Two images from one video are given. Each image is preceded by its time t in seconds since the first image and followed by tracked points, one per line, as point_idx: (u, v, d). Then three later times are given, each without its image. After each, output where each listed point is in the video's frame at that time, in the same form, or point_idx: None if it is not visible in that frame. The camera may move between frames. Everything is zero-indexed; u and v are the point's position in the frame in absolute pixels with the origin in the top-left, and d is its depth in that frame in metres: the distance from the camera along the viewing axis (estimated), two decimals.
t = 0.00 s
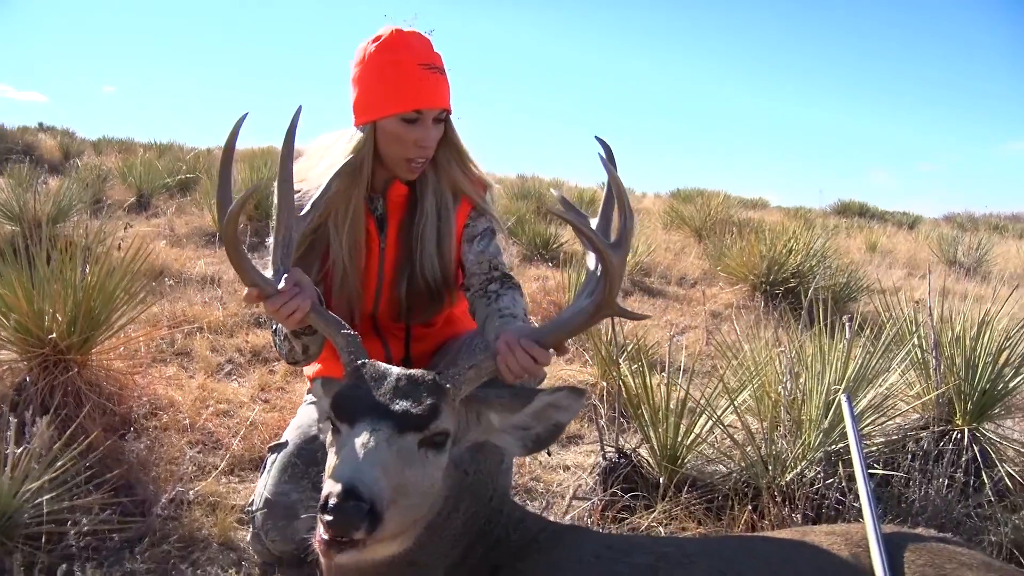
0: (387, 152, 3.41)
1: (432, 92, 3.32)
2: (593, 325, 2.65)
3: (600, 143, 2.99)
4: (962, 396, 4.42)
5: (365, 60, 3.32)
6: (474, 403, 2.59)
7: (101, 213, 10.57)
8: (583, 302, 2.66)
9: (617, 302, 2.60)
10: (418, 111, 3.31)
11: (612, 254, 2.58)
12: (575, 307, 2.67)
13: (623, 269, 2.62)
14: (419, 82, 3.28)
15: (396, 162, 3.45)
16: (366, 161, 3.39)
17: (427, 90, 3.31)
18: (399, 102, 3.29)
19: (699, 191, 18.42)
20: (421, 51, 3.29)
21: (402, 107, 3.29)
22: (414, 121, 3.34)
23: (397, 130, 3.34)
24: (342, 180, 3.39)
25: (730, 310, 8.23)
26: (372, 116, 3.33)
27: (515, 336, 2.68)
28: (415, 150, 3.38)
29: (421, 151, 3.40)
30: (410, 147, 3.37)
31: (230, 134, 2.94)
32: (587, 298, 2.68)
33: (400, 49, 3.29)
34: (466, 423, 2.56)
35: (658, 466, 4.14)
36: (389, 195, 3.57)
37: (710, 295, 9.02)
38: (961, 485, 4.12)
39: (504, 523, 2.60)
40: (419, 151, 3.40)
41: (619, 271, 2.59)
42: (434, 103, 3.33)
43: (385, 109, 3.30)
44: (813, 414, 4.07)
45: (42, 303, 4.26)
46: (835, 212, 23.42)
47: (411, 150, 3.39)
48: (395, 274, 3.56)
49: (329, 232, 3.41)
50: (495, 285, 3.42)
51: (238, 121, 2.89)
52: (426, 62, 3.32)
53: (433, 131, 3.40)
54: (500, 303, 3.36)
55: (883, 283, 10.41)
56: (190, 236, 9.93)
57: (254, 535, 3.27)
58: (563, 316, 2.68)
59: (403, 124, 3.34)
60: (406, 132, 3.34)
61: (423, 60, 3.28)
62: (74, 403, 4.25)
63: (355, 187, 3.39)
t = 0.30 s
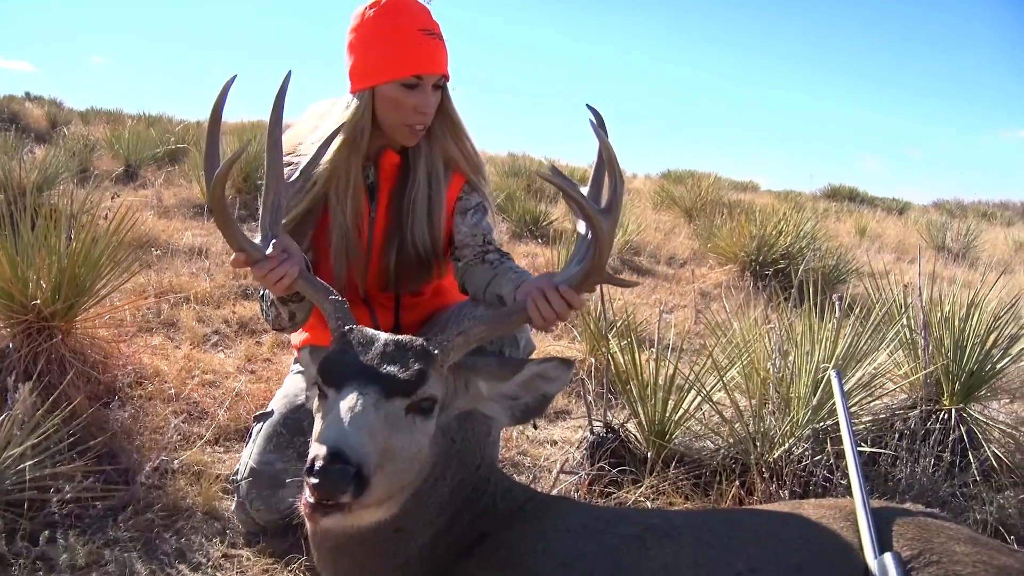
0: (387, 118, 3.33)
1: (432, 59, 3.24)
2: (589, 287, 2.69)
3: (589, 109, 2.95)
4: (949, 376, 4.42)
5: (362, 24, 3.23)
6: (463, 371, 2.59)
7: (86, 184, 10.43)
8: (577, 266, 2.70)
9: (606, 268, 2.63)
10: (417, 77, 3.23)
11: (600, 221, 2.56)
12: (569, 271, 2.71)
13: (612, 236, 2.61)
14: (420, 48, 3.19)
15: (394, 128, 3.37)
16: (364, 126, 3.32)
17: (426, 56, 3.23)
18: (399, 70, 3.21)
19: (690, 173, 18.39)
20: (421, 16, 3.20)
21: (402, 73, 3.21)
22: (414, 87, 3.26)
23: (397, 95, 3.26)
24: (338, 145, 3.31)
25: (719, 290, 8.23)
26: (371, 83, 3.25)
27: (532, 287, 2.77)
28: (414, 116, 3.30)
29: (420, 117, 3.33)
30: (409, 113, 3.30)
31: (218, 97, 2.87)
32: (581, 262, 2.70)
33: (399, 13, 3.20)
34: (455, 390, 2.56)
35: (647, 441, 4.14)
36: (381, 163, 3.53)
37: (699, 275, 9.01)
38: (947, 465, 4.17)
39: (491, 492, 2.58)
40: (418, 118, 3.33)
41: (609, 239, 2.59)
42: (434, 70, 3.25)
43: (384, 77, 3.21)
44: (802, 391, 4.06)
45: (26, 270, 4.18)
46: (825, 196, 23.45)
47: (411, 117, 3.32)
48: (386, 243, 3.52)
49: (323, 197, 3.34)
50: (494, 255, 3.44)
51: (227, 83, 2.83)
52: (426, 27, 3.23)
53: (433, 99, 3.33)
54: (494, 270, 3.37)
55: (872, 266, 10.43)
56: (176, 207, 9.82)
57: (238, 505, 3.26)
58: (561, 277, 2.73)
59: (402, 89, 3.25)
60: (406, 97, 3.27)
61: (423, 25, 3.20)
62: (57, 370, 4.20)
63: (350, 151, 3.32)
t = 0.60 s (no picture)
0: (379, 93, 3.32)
1: (421, 34, 3.15)
2: (609, 267, 2.65)
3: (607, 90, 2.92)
4: (965, 364, 4.38)
5: None
6: (482, 351, 2.56)
7: (93, 174, 10.41)
8: (597, 245, 2.65)
9: (630, 247, 2.60)
10: (402, 49, 3.18)
11: (624, 198, 2.54)
12: (588, 251, 2.66)
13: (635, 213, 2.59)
14: (412, 21, 3.13)
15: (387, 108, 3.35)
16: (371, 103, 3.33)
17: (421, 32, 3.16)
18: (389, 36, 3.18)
19: (694, 166, 18.34)
20: None
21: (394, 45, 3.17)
22: (400, 61, 3.22)
23: (385, 69, 3.22)
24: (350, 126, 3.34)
25: (727, 280, 8.20)
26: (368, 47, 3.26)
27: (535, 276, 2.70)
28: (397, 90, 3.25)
29: (408, 92, 3.27)
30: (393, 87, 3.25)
31: (232, 76, 2.79)
32: (601, 241, 2.66)
33: None
34: (475, 370, 2.54)
35: (664, 426, 4.12)
36: (401, 141, 3.50)
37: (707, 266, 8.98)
38: (965, 451, 4.14)
39: (513, 473, 2.57)
40: (405, 92, 3.28)
41: (632, 216, 2.56)
42: (421, 45, 3.16)
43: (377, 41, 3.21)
44: (819, 376, 4.04)
45: (38, 254, 4.16)
46: (830, 189, 23.38)
47: (399, 91, 3.27)
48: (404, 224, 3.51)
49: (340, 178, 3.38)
50: (504, 238, 3.43)
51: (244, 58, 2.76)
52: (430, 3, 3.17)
53: (419, 74, 3.24)
54: (506, 254, 3.35)
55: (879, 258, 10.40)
56: (183, 197, 9.80)
57: (255, 487, 3.26)
58: (579, 258, 2.67)
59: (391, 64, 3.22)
60: (391, 70, 3.22)
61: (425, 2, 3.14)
62: (71, 354, 4.19)
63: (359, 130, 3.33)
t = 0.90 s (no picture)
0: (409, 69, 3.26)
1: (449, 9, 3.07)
2: (646, 239, 2.59)
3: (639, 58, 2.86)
4: (1002, 339, 4.27)
5: None
6: (522, 327, 2.55)
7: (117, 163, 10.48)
8: (634, 217, 2.59)
9: (668, 217, 2.54)
10: (426, 23, 3.11)
11: (663, 166, 2.48)
12: (626, 223, 2.60)
13: (673, 183, 2.53)
14: None
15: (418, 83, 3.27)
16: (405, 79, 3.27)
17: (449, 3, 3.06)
18: (415, 8, 3.10)
19: (714, 146, 18.14)
20: None
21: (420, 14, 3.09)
22: (426, 35, 3.14)
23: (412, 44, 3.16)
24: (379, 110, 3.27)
25: (754, 259, 8.11)
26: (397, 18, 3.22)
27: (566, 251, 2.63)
28: (424, 65, 3.17)
29: (434, 66, 3.20)
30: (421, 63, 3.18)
31: (263, 59, 2.75)
32: (638, 213, 2.60)
33: None
34: (516, 346, 2.53)
35: (700, 403, 4.09)
36: (437, 119, 3.42)
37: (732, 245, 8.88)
38: (1005, 425, 4.06)
39: (557, 450, 2.56)
40: (431, 67, 3.20)
41: (670, 184, 2.51)
42: (446, 20, 3.07)
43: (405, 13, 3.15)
44: (857, 351, 3.98)
45: (72, 240, 4.18)
46: (853, 167, 23.06)
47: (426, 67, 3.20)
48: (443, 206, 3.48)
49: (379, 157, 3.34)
50: (540, 220, 3.41)
51: (274, 41, 2.70)
52: None
53: (444, 48, 3.15)
54: (541, 238, 3.34)
55: (907, 235, 10.23)
56: (207, 184, 9.84)
57: (294, 469, 3.28)
58: (616, 232, 2.61)
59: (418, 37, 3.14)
60: (416, 46, 3.15)
61: None
62: (106, 339, 4.21)
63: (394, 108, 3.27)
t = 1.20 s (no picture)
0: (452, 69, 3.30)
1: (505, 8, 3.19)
2: (666, 242, 2.55)
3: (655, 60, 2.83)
4: (1016, 352, 4.23)
5: None
6: (539, 332, 2.51)
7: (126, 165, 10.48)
8: (652, 221, 2.56)
9: (687, 219, 2.50)
10: (481, 23, 3.18)
11: (681, 168, 2.44)
12: (644, 226, 2.57)
13: (693, 184, 2.48)
14: None
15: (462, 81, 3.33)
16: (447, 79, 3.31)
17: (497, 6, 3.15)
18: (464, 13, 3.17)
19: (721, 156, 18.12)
20: None
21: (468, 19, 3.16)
22: (480, 36, 3.22)
23: (462, 44, 3.23)
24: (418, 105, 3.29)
25: (762, 269, 8.07)
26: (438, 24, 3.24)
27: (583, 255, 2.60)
28: (477, 65, 3.27)
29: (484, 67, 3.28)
30: (473, 62, 3.26)
31: (276, 60, 2.72)
32: (657, 216, 2.57)
33: None
34: (533, 352, 2.49)
35: (713, 414, 4.05)
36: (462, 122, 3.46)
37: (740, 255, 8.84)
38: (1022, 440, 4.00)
39: (577, 456, 2.52)
40: (482, 68, 3.28)
41: (690, 186, 2.46)
42: (502, 20, 3.18)
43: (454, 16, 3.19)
44: (871, 363, 3.91)
45: (83, 239, 4.16)
46: (859, 180, 23.01)
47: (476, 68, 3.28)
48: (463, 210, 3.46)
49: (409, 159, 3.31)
50: (555, 227, 3.34)
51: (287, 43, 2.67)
52: None
53: (497, 49, 3.25)
54: (556, 241, 3.27)
55: (915, 247, 10.18)
56: (216, 186, 9.83)
57: (304, 473, 3.25)
58: (634, 235, 2.58)
59: (468, 37, 3.22)
60: (470, 45, 3.22)
61: None
62: (115, 340, 4.19)
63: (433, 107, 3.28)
